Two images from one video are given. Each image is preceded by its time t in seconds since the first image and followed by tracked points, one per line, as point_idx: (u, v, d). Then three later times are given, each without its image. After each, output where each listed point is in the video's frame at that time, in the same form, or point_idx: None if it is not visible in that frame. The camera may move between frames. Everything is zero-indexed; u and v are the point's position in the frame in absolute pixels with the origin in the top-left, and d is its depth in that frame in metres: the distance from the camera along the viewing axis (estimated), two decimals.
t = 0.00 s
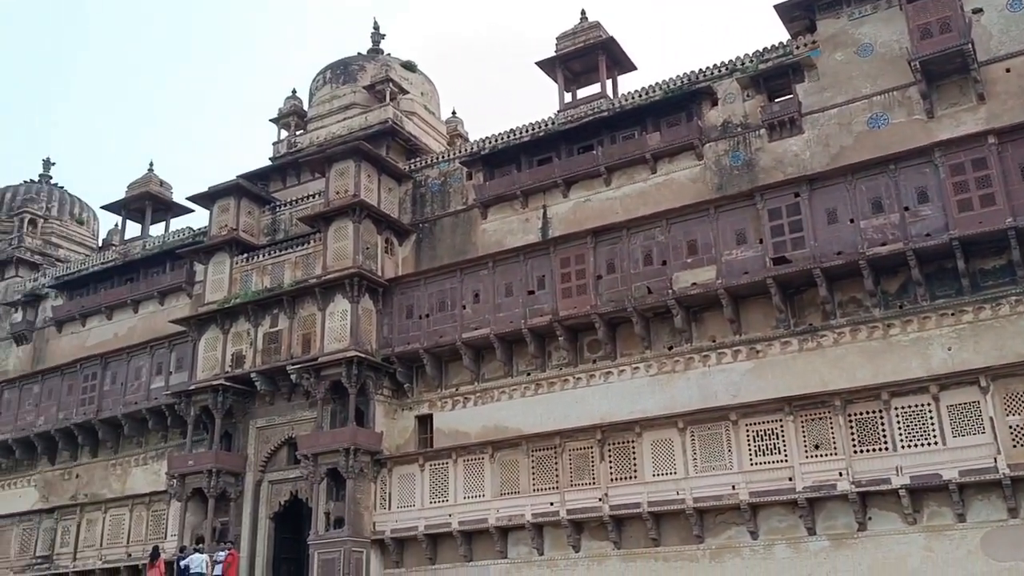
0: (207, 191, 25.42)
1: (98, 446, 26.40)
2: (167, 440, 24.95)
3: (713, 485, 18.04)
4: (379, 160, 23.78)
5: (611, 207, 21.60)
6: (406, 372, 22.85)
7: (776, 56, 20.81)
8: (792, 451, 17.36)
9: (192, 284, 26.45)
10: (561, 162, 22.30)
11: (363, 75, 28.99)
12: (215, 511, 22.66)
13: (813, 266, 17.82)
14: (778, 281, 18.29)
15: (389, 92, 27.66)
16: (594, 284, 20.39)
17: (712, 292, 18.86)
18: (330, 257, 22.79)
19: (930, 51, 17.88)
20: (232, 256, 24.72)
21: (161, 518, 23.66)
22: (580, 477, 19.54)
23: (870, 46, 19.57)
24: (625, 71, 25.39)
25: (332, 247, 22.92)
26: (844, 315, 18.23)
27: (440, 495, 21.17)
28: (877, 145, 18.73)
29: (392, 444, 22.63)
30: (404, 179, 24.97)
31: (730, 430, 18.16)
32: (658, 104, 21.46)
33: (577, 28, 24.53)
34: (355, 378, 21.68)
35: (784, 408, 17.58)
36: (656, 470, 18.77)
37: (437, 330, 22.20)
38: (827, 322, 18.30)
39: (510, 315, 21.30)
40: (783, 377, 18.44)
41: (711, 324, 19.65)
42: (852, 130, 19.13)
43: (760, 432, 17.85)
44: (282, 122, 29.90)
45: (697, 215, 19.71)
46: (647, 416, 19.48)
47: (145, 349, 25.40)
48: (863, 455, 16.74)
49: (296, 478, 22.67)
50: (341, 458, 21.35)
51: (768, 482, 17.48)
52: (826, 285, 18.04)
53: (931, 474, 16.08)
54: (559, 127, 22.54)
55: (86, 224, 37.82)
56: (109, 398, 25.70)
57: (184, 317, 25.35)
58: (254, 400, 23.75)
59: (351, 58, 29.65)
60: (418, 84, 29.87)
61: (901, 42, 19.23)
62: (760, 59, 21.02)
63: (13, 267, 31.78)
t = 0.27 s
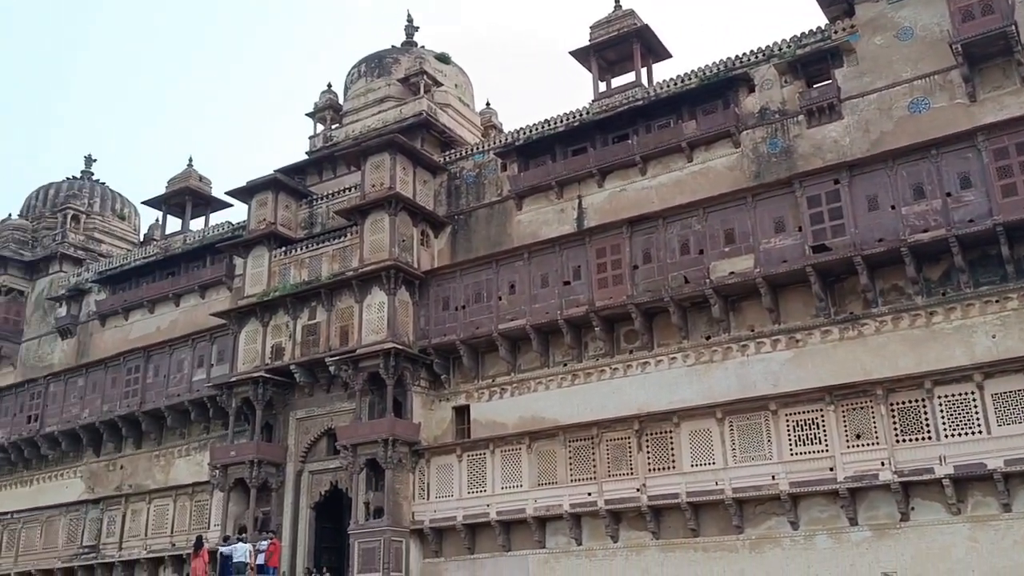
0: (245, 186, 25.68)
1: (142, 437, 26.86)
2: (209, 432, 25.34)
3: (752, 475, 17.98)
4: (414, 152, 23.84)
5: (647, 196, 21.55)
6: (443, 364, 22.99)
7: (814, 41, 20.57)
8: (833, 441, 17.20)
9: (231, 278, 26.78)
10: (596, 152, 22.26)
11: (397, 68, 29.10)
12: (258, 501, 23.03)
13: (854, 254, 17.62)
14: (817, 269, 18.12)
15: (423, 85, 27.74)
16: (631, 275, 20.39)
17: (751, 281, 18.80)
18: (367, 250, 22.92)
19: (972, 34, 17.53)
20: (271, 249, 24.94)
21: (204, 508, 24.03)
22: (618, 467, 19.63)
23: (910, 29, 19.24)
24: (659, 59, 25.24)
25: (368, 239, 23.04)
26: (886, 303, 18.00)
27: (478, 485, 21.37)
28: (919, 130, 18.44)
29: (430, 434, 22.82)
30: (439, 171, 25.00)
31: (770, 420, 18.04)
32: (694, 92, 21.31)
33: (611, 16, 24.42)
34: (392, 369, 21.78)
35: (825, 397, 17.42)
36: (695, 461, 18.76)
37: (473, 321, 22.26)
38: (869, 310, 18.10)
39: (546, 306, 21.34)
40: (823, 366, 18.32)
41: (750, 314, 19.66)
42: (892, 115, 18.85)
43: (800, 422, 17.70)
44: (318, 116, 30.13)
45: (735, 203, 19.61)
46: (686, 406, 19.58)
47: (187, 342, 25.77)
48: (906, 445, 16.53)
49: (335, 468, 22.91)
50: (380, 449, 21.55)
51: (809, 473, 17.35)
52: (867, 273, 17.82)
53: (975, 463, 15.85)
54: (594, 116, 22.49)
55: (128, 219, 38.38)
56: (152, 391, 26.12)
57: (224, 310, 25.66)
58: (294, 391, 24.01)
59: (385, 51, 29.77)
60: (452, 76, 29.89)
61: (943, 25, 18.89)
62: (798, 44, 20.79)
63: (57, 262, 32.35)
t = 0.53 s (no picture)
0: (282, 177, 25.86)
1: (186, 426, 27.28)
2: (251, 420, 25.68)
3: (794, 462, 17.89)
4: (449, 141, 23.86)
5: (683, 182, 21.44)
6: (480, 352, 23.05)
7: (854, 21, 20.20)
8: (876, 427, 17.02)
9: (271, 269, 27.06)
10: (632, 138, 22.17)
11: (431, 58, 29.15)
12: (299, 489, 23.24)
13: (896, 238, 17.37)
14: (859, 253, 17.87)
15: (458, 74, 27.76)
16: (668, 261, 20.42)
17: (791, 266, 18.62)
18: (403, 239, 23.02)
19: (1017, 10, 17.20)
20: (309, 240, 25.12)
21: (247, 496, 24.33)
22: (656, 454, 19.64)
23: (952, 8, 18.92)
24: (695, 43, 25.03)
25: (405, 229, 23.13)
26: (930, 287, 17.77)
27: (517, 473, 21.52)
28: (961, 110, 18.16)
29: (468, 422, 22.91)
30: (474, 160, 24.98)
31: (812, 406, 17.89)
32: (731, 76, 21.12)
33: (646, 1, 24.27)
34: (430, 357, 21.92)
35: (867, 383, 17.22)
36: (735, 448, 18.68)
37: (510, 309, 22.31)
38: (911, 295, 17.89)
39: (583, 293, 21.43)
40: (865, 352, 18.20)
41: (790, 299, 19.53)
42: (934, 96, 18.57)
43: (842, 408, 17.54)
44: (353, 107, 30.27)
45: (774, 187, 19.42)
46: (725, 393, 19.64)
47: (228, 332, 26.11)
48: (951, 431, 16.30)
49: (375, 456, 23.12)
50: (419, 437, 21.72)
51: (852, 460, 17.17)
52: (909, 256, 17.59)
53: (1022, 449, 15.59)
54: (629, 102, 22.38)
55: (168, 212, 38.88)
56: (195, 380, 26.51)
57: (264, 300, 25.94)
58: (334, 380, 24.23)
59: (419, 40, 29.83)
60: (486, 64, 29.83)
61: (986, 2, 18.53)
62: (837, 25, 20.42)
63: (101, 255, 32.90)
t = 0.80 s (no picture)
0: (316, 166, 26.01)
1: (227, 414, 27.66)
2: (290, 408, 25.97)
3: (833, 447, 17.74)
4: (482, 128, 23.84)
5: (718, 165, 21.22)
6: (515, 339, 23.07)
7: None
8: (917, 411, 16.82)
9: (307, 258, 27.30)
10: (666, 121, 22.00)
11: (462, 45, 29.11)
12: (338, 475, 23.46)
13: (936, 219, 17.14)
14: (899, 235, 17.69)
15: (490, 60, 27.71)
16: (704, 245, 20.32)
17: (829, 249, 18.48)
18: (438, 227, 23.09)
19: None
20: (344, 229, 25.26)
21: (288, 482, 24.60)
22: (693, 440, 19.57)
23: None
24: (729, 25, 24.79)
25: (439, 216, 23.19)
26: (971, 268, 17.57)
27: (553, 458, 21.57)
28: (1003, 87, 17.92)
29: (504, 409, 23.01)
30: (507, 146, 24.94)
31: (851, 390, 17.72)
32: (766, 56, 20.87)
33: None
34: (466, 344, 22.04)
35: (907, 366, 17.01)
36: (773, 433, 18.57)
37: (544, 296, 22.32)
38: (952, 276, 17.71)
39: (618, 279, 21.40)
40: (906, 335, 17.98)
41: (829, 283, 19.34)
42: (975, 73, 18.31)
43: (882, 392, 17.33)
44: (386, 95, 30.36)
45: (811, 169, 19.21)
46: (764, 377, 19.47)
47: (266, 321, 26.41)
48: (994, 414, 16.06)
49: (412, 442, 23.25)
50: (455, 424, 21.85)
51: (893, 444, 17.01)
52: (950, 237, 17.36)
53: None
54: (663, 85, 22.22)
55: (206, 202, 39.32)
56: (235, 368, 26.87)
57: (301, 289, 26.17)
58: (370, 367, 24.42)
59: (450, 27, 29.80)
60: (517, 49, 29.71)
61: None
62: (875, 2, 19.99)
63: (140, 245, 33.41)
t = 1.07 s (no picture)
0: (348, 156, 26.14)
1: (263, 402, 27.98)
2: (325, 395, 26.22)
3: (870, 431, 17.61)
4: (512, 115, 23.81)
5: (751, 148, 21.06)
6: (547, 326, 23.16)
7: None
8: (956, 394, 16.65)
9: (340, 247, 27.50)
10: (698, 104, 21.85)
11: (491, 31, 29.05)
12: (373, 462, 23.63)
13: (975, 199, 16.90)
14: (936, 217, 17.48)
15: (519, 46, 27.64)
16: (737, 230, 20.09)
17: (865, 232, 18.30)
18: (469, 214, 23.13)
19: None
20: (376, 217, 25.37)
21: (324, 469, 24.88)
22: (728, 426, 19.44)
23: None
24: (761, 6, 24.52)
25: (470, 203, 23.21)
26: (1011, 249, 17.32)
27: (586, 443, 21.51)
28: None
29: (537, 395, 23.07)
30: (537, 132, 24.87)
31: (889, 374, 17.55)
32: (800, 37, 20.66)
33: None
34: (497, 331, 22.01)
35: (945, 349, 16.84)
36: (809, 417, 18.43)
37: (576, 282, 22.26)
38: (992, 258, 17.47)
39: (650, 264, 21.22)
40: (945, 318, 17.81)
41: (865, 266, 19.11)
42: (1014, 50, 17.96)
43: (920, 375, 17.16)
44: (416, 84, 30.41)
45: (847, 150, 19.01)
46: (799, 363, 19.31)
47: (301, 310, 26.67)
48: None
49: (446, 429, 23.43)
50: (489, 410, 21.94)
51: (931, 428, 16.87)
52: (990, 218, 17.12)
53: None
54: (694, 67, 22.03)
55: (240, 194, 39.71)
56: (270, 357, 27.18)
57: (334, 278, 26.35)
58: (404, 355, 24.58)
59: (479, 14, 29.75)
60: (547, 35, 29.58)
61: None
62: None
63: (176, 237, 33.86)
